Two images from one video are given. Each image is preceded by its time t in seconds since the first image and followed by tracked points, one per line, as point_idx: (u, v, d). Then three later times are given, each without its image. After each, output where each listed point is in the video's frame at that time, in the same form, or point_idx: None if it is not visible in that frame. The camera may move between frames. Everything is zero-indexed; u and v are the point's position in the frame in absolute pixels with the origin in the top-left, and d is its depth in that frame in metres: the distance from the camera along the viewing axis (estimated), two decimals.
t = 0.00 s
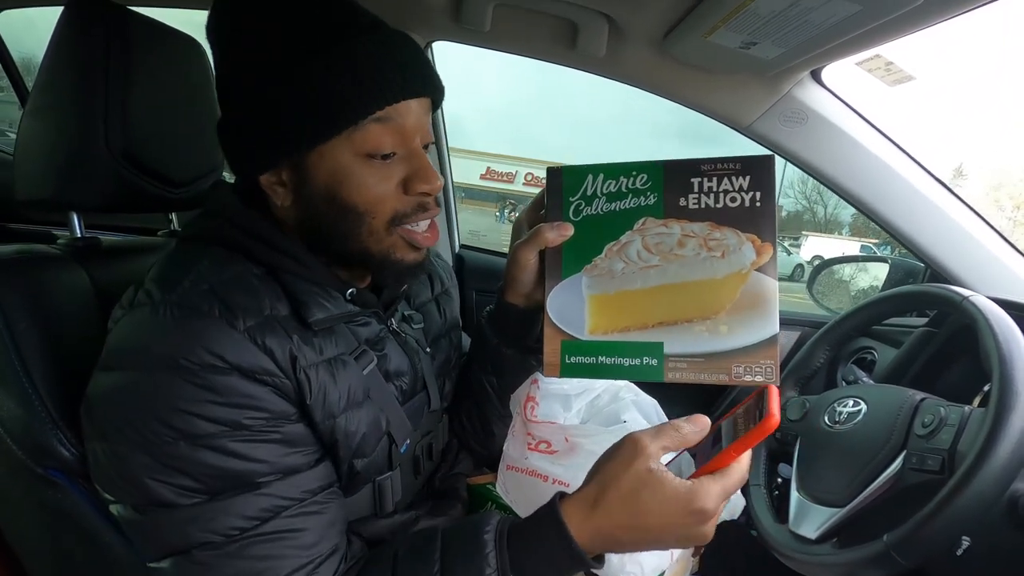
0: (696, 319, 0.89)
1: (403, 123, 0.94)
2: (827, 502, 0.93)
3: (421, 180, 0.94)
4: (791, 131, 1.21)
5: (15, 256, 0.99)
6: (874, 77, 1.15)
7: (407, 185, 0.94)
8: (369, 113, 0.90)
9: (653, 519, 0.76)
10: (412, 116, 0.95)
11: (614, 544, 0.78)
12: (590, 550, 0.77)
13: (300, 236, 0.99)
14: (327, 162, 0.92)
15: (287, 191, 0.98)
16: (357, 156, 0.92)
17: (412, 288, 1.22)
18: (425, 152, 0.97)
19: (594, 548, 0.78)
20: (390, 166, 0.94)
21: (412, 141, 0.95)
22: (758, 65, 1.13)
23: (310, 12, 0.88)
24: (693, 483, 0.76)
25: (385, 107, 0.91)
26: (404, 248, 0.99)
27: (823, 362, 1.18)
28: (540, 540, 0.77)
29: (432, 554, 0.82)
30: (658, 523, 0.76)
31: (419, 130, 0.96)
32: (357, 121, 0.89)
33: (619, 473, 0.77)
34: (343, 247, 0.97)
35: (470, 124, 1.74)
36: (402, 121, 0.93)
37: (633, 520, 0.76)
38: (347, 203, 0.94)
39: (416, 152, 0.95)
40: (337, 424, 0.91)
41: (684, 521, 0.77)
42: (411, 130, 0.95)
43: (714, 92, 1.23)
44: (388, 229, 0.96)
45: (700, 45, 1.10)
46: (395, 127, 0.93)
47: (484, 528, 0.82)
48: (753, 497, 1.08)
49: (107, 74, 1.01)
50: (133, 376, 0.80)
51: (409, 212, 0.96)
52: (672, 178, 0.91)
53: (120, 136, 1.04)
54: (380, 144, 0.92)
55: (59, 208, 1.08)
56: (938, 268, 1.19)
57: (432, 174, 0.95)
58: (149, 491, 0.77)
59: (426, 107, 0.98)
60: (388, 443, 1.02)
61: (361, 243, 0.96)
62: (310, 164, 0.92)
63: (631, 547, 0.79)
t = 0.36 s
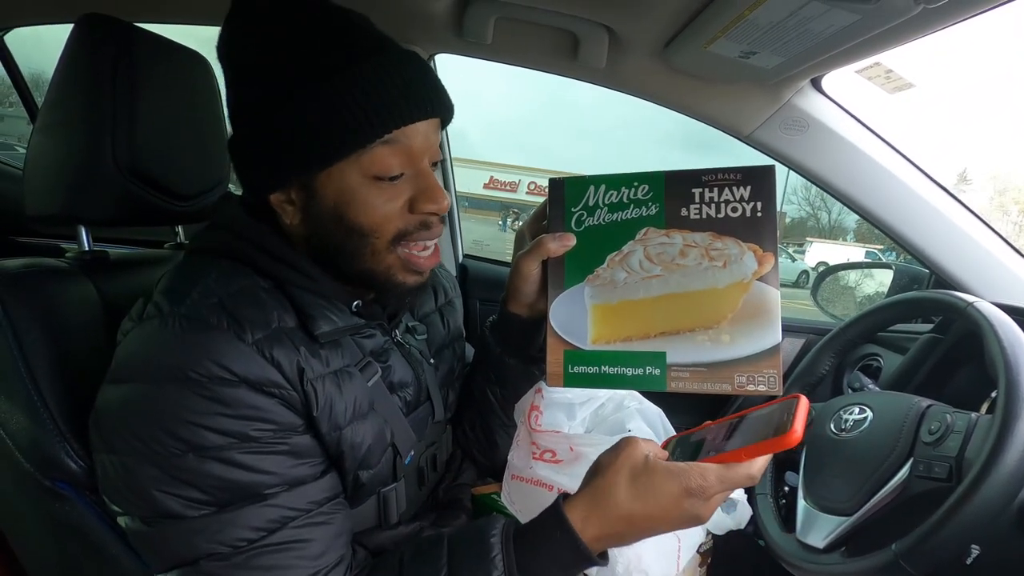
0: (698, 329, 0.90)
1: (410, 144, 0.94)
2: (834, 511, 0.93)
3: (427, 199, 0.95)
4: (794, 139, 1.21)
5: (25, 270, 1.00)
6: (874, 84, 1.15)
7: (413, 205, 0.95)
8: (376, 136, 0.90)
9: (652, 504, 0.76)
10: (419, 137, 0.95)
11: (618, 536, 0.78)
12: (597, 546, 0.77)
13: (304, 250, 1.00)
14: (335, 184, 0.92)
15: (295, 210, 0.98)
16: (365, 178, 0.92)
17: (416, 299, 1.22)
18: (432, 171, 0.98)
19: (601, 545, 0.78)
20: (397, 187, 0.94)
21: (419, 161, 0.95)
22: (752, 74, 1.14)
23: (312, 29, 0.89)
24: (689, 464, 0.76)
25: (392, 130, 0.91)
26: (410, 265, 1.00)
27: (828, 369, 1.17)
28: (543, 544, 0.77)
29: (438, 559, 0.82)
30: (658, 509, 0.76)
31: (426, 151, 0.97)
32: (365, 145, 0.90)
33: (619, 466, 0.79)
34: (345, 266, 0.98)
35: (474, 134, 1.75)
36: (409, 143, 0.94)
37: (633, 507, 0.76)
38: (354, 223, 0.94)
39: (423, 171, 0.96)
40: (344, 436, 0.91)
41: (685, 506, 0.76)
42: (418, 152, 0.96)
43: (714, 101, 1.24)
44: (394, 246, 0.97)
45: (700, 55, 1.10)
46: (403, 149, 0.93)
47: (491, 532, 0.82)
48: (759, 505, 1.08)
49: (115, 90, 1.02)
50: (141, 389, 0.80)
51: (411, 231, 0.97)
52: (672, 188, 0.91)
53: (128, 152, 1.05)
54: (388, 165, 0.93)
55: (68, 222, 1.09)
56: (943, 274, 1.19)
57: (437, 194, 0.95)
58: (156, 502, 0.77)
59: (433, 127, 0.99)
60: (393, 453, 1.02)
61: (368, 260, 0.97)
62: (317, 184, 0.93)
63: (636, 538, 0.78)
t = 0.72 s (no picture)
0: (696, 327, 0.90)
1: (405, 139, 0.94)
2: (834, 508, 0.93)
3: (424, 194, 0.95)
4: (792, 138, 1.21)
5: (22, 269, 1.00)
6: (873, 82, 1.15)
7: (411, 200, 0.95)
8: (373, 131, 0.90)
9: (647, 503, 0.75)
10: (414, 132, 0.95)
11: (615, 535, 0.77)
12: (591, 545, 0.77)
13: (303, 248, 1.00)
14: (332, 181, 0.92)
15: (291, 208, 0.99)
16: (362, 173, 0.92)
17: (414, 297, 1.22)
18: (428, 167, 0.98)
19: (596, 543, 0.78)
20: (394, 182, 0.94)
21: (415, 155, 0.96)
22: (754, 72, 1.14)
23: (310, 27, 0.89)
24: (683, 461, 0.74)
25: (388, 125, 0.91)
26: (408, 261, 1.00)
27: (827, 368, 1.18)
28: (538, 542, 0.77)
29: (435, 556, 0.82)
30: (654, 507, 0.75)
31: (422, 146, 0.97)
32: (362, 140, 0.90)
33: (612, 463, 0.77)
34: (345, 262, 0.98)
35: (472, 133, 1.75)
36: (404, 137, 0.94)
37: (627, 507, 0.75)
38: (352, 219, 0.94)
39: (419, 166, 0.96)
40: (341, 434, 0.91)
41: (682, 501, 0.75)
42: (413, 146, 0.95)
43: (713, 99, 1.24)
44: (392, 242, 0.97)
45: (699, 53, 1.10)
46: (398, 144, 0.94)
47: (486, 530, 0.82)
48: (758, 503, 1.08)
49: (112, 89, 1.02)
50: (138, 388, 0.80)
51: (412, 227, 0.97)
52: (671, 186, 0.91)
53: (125, 150, 1.05)
54: (384, 161, 0.93)
55: (65, 221, 1.09)
56: (941, 272, 1.19)
57: (434, 188, 0.95)
58: (154, 501, 0.77)
59: (428, 122, 0.98)
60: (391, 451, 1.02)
61: (366, 257, 0.97)
62: (314, 182, 0.93)
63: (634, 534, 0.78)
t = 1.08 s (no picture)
0: (695, 326, 0.89)
1: (412, 143, 0.94)
2: (836, 507, 0.93)
3: (427, 198, 0.94)
4: (797, 135, 1.21)
5: (26, 263, 1.00)
6: (878, 78, 1.15)
7: (413, 204, 0.95)
8: (380, 134, 0.90)
9: (670, 527, 0.77)
10: (422, 136, 0.95)
11: (630, 554, 0.78)
12: (603, 563, 0.77)
13: (305, 244, 1.00)
14: (336, 180, 0.92)
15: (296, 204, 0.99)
16: (366, 175, 0.92)
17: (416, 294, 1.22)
18: (434, 170, 0.98)
19: (608, 562, 0.78)
20: (398, 185, 0.94)
21: (422, 159, 0.95)
22: (759, 69, 1.13)
23: (314, 21, 0.89)
24: (704, 489, 0.78)
25: (396, 128, 0.91)
26: (408, 263, 1.00)
27: (829, 366, 1.18)
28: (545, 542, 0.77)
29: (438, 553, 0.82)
30: (675, 530, 0.77)
31: (429, 151, 0.97)
32: (368, 142, 0.90)
33: (633, 485, 0.77)
34: (344, 261, 0.98)
35: (474, 130, 1.75)
36: (411, 141, 0.94)
37: (649, 531, 0.77)
38: (354, 220, 0.94)
39: (425, 170, 0.95)
40: (343, 431, 0.91)
41: (699, 525, 0.78)
42: (420, 150, 0.95)
43: (716, 97, 1.23)
44: (393, 245, 0.97)
45: (703, 50, 1.10)
46: (405, 147, 0.93)
47: (498, 542, 0.81)
48: (759, 501, 1.07)
49: (115, 83, 1.02)
50: (141, 382, 0.80)
51: (412, 230, 0.97)
52: (672, 184, 0.91)
53: (128, 145, 1.05)
54: (389, 163, 0.92)
55: (68, 215, 1.09)
56: (944, 271, 1.19)
57: (438, 192, 0.95)
58: (157, 496, 0.77)
59: (437, 125, 0.98)
60: (393, 448, 1.02)
61: (367, 257, 0.97)
62: (319, 180, 0.93)
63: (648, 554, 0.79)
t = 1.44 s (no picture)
0: (691, 330, 0.89)
1: (408, 142, 0.93)
2: (834, 505, 0.93)
3: (422, 197, 0.94)
4: (795, 134, 1.21)
5: (23, 260, 0.99)
6: (875, 78, 1.15)
7: (408, 203, 0.94)
8: (375, 132, 0.90)
9: (662, 521, 0.75)
10: (417, 134, 0.94)
11: (625, 548, 0.78)
12: (602, 555, 0.78)
13: (304, 243, 1.00)
14: (332, 179, 0.92)
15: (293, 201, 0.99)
16: (360, 173, 0.92)
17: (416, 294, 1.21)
18: (431, 169, 0.97)
19: (603, 553, 0.78)
20: (393, 184, 0.94)
21: (418, 158, 0.95)
22: (757, 68, 1.13)
23: (312, 19, 0.88)
24: (698, 483, 0.75)
25: (390, 127, 0.90)
26: (404, 262, 1.00)
27: (827, 365, 1.18)
28: (541, 537, 0.77)
29: (436, 551, 0.82)
30: (668, 526, 0.76)
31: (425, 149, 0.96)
32: (362, 140, 0.89)
33: (627, 477, 0.77)
34: (343, 260, 0.98)
35: (473, 129, 1.75)
36: (406, 139, 0.93)
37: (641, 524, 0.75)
38: (349, 218, 0.94)
39: (421, 168, 0.95)
40: (341, 429, 0.91)
41: (694, 521, 0.75)
42: (416, 148, 0.95)
43: (714, 95, 1.23)
44: (389, 244, 0.97)
45: (702, 48, 1.10)
46: (400, 146, 0.93)
47: (496, 534, 0.81)
48: (757, 499, 1.07)
49: (113, 81, 1.01)
50: (139, 381, 0.80)
51: (408, 228, 0.97)
52: (671, 186, 0.91)
53: (126, 143, 1.05)
54: (384, 162, 0.92)
55: (65, 213, 1.08)
56: (941, 269, 1.19)
57: (434, 190, 0.95)
58: (155, 495, 0.77)
59: (433, 123, 0.97)
60: (391, 446, 1.02)
61: (365, 257, 0.97)
62: (315, 177, 0.93)
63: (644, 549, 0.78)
